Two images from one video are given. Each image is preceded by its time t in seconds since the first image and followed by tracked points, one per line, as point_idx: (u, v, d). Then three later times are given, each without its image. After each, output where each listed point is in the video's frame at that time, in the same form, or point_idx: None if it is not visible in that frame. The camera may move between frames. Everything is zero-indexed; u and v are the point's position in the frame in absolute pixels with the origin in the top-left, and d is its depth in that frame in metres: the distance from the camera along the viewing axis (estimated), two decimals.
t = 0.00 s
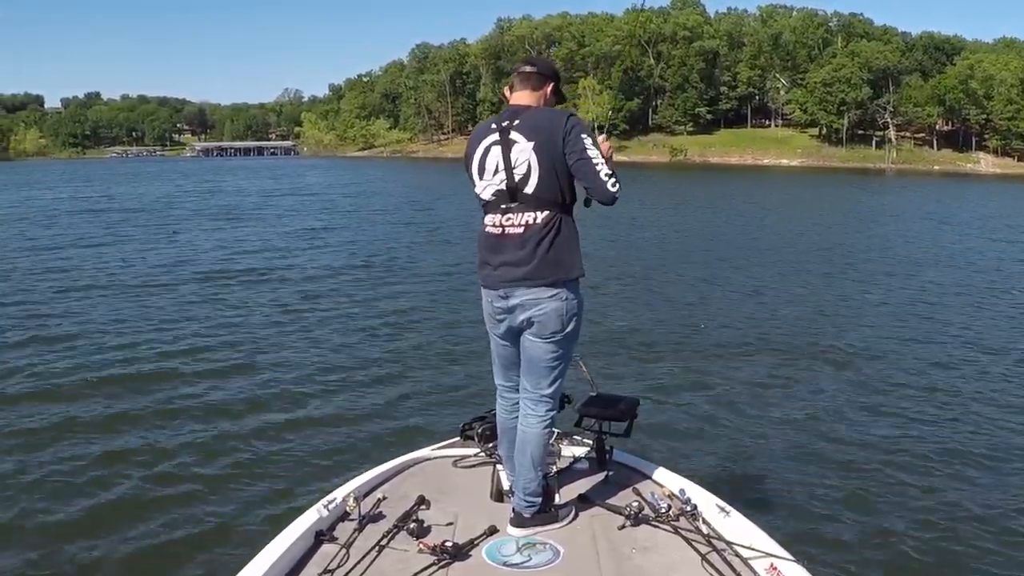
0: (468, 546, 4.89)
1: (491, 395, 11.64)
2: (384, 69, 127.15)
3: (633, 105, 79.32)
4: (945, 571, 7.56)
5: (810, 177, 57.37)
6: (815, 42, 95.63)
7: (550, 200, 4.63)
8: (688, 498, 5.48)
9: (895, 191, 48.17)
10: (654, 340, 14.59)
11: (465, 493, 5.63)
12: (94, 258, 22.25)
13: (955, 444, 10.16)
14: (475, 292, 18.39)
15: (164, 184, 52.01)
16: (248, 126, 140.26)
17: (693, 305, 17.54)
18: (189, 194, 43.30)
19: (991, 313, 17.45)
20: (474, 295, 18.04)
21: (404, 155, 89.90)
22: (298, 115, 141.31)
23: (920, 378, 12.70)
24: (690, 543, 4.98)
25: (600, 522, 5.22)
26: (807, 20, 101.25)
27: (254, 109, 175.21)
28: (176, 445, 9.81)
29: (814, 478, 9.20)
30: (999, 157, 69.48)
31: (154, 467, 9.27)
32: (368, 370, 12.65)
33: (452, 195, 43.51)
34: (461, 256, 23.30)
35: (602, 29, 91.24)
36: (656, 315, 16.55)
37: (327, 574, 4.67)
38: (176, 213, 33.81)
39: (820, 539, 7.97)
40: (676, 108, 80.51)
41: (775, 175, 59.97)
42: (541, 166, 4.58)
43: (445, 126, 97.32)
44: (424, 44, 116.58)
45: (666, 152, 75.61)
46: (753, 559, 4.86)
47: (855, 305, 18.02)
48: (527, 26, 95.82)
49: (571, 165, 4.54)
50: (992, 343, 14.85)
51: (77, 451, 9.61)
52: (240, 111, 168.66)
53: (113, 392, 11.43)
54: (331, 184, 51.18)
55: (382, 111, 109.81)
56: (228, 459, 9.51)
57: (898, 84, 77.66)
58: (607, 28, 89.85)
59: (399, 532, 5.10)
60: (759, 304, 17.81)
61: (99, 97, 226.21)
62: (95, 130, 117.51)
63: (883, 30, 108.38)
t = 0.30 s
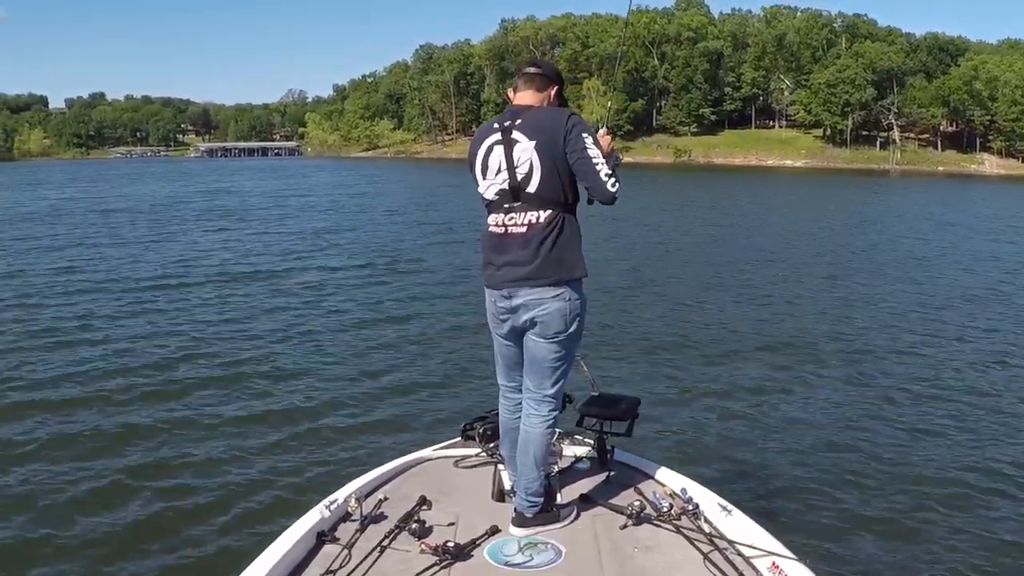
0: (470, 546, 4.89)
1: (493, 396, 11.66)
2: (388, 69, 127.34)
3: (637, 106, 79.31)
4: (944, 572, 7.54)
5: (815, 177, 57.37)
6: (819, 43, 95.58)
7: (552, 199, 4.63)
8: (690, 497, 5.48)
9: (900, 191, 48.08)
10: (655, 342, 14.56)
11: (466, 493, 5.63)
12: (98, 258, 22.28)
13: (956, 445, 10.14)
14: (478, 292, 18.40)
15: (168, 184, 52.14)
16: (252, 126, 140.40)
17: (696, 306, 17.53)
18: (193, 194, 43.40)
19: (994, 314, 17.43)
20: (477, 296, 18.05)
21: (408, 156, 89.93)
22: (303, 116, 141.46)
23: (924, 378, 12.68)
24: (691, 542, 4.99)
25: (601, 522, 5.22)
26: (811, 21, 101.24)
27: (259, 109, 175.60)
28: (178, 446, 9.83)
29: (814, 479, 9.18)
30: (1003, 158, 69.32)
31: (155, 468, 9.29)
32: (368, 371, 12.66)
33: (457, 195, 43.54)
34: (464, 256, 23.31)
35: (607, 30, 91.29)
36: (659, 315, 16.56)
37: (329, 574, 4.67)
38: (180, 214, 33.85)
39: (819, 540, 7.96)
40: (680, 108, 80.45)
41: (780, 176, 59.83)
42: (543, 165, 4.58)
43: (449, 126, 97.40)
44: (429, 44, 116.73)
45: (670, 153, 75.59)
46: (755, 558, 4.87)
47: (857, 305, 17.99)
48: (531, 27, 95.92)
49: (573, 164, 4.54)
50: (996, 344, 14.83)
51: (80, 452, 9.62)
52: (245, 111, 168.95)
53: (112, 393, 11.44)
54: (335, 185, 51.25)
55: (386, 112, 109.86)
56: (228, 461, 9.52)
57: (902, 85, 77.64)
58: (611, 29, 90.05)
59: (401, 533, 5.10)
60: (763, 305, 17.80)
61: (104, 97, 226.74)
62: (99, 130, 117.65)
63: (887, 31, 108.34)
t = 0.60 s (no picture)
0: (471, 546, 4.90)
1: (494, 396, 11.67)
2: (393, 69, 127.54)
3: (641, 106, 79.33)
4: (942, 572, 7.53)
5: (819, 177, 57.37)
6: (824, 44, 95.54)
7: (556, 200, 4.64)
8: (690, 497, 5.49)
9: (904, 193, 48.08)
10: (655, 342, 14.56)
11: (465, 493, 5.65)
12: (102, 258, 22.31)
13: (955, 446, 10.13)
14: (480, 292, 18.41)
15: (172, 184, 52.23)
16: (256, 126, 140.57)
17: (698, 306, 17.55)
18: (197, 194, 43.49)
19: (998, 315, 17.39)
20: (479, 296, 18.06)
21: (412, 156, 90.03)
22: (307, 116, 141.61)
23: (925, 379, 12.68)
24: (691, 541, 4.99)
25: (602, 522, 5.23)
26: (815, 22, 101.15)
27: (265, 109, 175.86)
28: (180, 447, 9.86)
29: (813, 480, 9.17)
30: (1008, 159, 69.12)
31: (155, 468, 9.34)
32: (369, 371, 12.68)
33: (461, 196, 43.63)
34: (468, 256, 23.33)
35: (611, 31, 91.28)
36: (661, 316, 16.57)
37: None
38: (185, 213, 33.91)
39: (818, 540, 7.96)
40: (684, 109, 80.37)
41: (784, 176, 59.70)
42: (548, 164, 4.59)
43: (454, 127, 97.46)
44: (433, 45, 116.81)
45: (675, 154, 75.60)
46: (756, 557, 4.87)
47: (859, 306, 17.97)
48: (535, 27, 96.00)
49: (578, 163, 4.54)
50: (998, 346, 14.81)
51: (82, 454, 9.64)
52: (249, 110, 169.11)
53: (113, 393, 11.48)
54: (340, 185, 51.32)
55: (390, 112, 109.96)
56: (228, 461, 9.54)
57: (906, 86, 77.51)
58: (616, 29, 90.27)
59: (401, 533, 5.12)
60: (765, 305, 17.80)
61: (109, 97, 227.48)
62: (103, 129, 117.83)
63: (892, 32, 108.20)
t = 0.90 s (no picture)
0: (468, 546, 4.91)
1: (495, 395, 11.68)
2: (398, 69, 127.54)
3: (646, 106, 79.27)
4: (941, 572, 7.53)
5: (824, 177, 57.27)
6: (829, 44, 95.30)
7: (554, 199, 4.64)
8: (688, 498, 5.49)
9: (908, 193, 47.94)
10: (656, 342, 14.53)
11: (463, 492, 5.65)
12: (105, 257, 22.31)
13: (954, 445, 10.13)
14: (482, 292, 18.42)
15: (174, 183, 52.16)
16: (261, 125, 140.60)
17: (701, 306, 17.54)
18: (198, 194, 43.42)
19: (1000, 316, 17.36)
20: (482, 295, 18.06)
21: (416, 155, 89.98)
22: (312, 116, 141.67)
23: (928, 380, 12.65)
24: (689, 542, 4.99)
25: (599, 522, 5.24)
26: (820, 22, 100.96)
27: (267, 109, 175.69)
28: (180, 445, 9.87)
29: (813, 480, 9.16)
30: (1013, 160, 68.90)
31: (156, 465, 9.35)
32: (368, 371, 12.67)
33: (465, 195, 43.69)
34: (471, 256, 23.33)
35: (615, 31, 91.14)
36: (663, 316, 16.56)
37: (327, 573, 4.69)
38: (188, 213, 33.93)
39: (817, 540, 7.96)
40: (689, 109, 80.19)
41: (789, 176, 59.51)
42: (546, 164, 4.60)
43: (458, 126, 97.39)
44: (438, 44, 116.80)
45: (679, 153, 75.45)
46: (753, 559, 4.87)
47: (860, 306, 17.98)
48: (540, 27, 95.89)
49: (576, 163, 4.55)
50: (1000, 346, 14.79)
51: (83, 451, 9.66)
52: (254, 110, 169.23)
53: (112, 392, 11.44)
54: (344, 184, 51.35)
55: (394, 111, 109.92)
56: (228, 459, 9.56)
57: (911, 86, 77.39)
58: (621, 28, 90.63)
59: (398, 532, 5.12)
60: (768, 305, 17.79)
61: (113, 96, 227.74)
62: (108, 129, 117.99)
63: (896, 32, 107.99)
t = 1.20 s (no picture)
0: (466, 546, 4.92)
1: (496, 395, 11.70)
2: (402, 69, 127.68)
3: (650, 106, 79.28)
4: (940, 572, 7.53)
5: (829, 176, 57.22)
6: (833, 44, 95.25)
7: (550, 201, 4.65)
8: (686, 499, 5.50)
9: (913, 193, 47.86)
10: (658, 342, 14.53)
11: (461, 493, 5.66)
12: (109, 258, 22.39)
13: (955, 446, 10.13)
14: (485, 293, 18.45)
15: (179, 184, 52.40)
16: (265, 126, 140.84)
17: (704, 306, 17.55)
18: (203, 194, 43.54)
19: (1004, 316, 17.34)
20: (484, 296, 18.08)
21: (421, 156, 90.10)
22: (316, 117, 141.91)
23: (929, 380, 12.64)
24: (686, 544, 5.00)
25: (598, 522, 5.25)
26: (824, 22, 100.89)
27: (272, 109, 175.89)
28: (180, 443, 9.89)
29: (813, 479, 9.18)
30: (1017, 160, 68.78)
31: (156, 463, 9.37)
32: (370, 371, 12.69)
33: (469, 196, 43.77)
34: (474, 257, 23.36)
35: (619, 31, 91.26)
36: (665, 316, 16.57)
37: (324, 573, 4.70)
38: (192, 214, 34.03)
39: (816, 540, 7.96)
40: (693, 109, 80.14)
41: (793, 176, 59.47)
42: (543, 165, 4.61)
43: (462, 127, 97.49)
44: (442, 45, 116.94)
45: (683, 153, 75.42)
46: (751, 560, 4.87)
47: (863, 306, 17.98)
48: (545, 28, 95.93)
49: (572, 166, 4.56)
50: (1003, 346, 14.78)
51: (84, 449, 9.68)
52: (258, 111, 169.49)
53: (112, 392, 11.44)
54: (348, 185, 51.47)
55: (399, 112, 110.07)
56: (229, 457, 9.57)
57: (915, 86, 77.30)
58: (626, 28, 90.69)
59: (396, 531, 5.13)
60: (770, 305, 17.79)
61: (117, 97, 228.26)
62: (114, 130, 118.27)
63: (901, 32, 107.86)
